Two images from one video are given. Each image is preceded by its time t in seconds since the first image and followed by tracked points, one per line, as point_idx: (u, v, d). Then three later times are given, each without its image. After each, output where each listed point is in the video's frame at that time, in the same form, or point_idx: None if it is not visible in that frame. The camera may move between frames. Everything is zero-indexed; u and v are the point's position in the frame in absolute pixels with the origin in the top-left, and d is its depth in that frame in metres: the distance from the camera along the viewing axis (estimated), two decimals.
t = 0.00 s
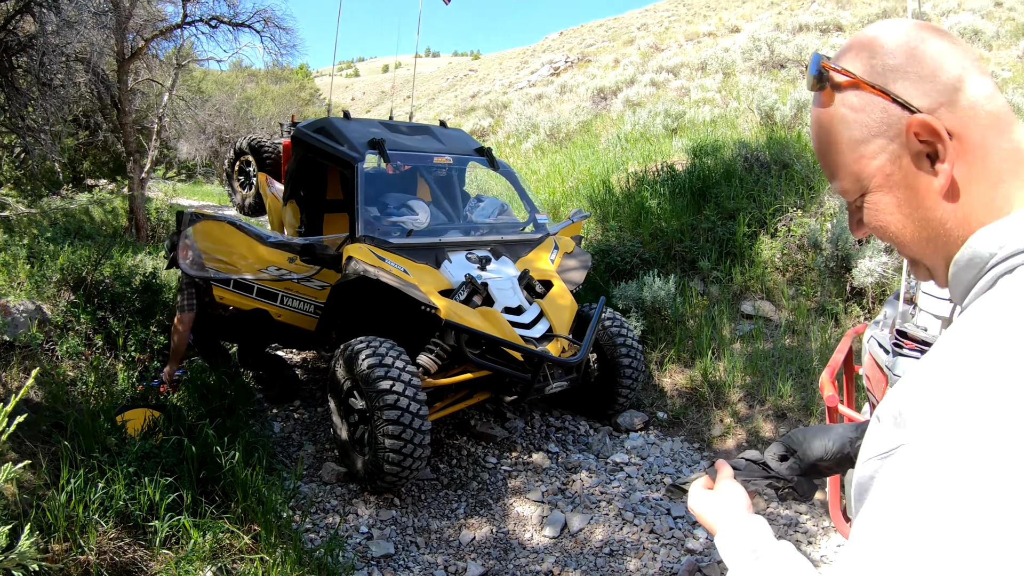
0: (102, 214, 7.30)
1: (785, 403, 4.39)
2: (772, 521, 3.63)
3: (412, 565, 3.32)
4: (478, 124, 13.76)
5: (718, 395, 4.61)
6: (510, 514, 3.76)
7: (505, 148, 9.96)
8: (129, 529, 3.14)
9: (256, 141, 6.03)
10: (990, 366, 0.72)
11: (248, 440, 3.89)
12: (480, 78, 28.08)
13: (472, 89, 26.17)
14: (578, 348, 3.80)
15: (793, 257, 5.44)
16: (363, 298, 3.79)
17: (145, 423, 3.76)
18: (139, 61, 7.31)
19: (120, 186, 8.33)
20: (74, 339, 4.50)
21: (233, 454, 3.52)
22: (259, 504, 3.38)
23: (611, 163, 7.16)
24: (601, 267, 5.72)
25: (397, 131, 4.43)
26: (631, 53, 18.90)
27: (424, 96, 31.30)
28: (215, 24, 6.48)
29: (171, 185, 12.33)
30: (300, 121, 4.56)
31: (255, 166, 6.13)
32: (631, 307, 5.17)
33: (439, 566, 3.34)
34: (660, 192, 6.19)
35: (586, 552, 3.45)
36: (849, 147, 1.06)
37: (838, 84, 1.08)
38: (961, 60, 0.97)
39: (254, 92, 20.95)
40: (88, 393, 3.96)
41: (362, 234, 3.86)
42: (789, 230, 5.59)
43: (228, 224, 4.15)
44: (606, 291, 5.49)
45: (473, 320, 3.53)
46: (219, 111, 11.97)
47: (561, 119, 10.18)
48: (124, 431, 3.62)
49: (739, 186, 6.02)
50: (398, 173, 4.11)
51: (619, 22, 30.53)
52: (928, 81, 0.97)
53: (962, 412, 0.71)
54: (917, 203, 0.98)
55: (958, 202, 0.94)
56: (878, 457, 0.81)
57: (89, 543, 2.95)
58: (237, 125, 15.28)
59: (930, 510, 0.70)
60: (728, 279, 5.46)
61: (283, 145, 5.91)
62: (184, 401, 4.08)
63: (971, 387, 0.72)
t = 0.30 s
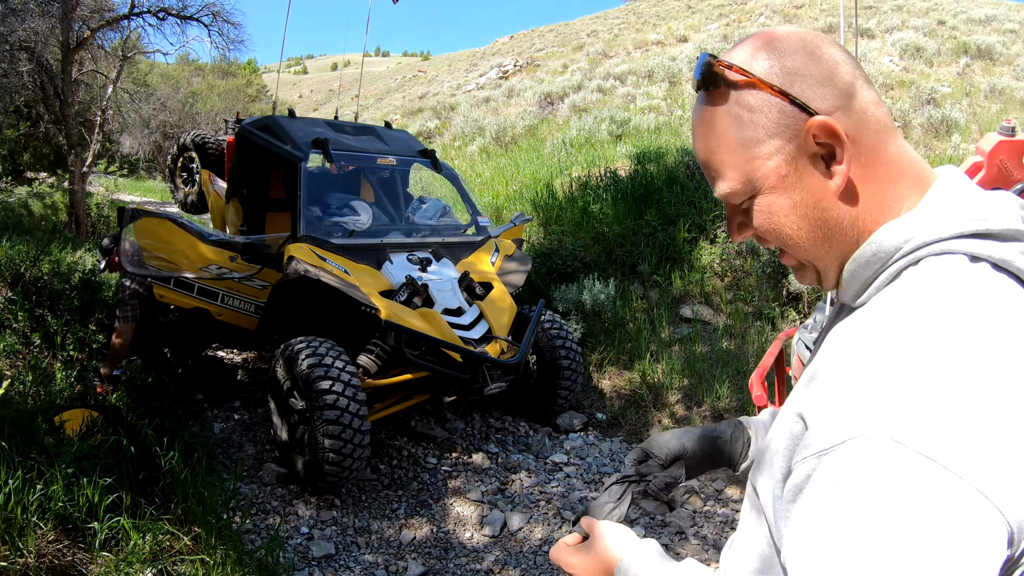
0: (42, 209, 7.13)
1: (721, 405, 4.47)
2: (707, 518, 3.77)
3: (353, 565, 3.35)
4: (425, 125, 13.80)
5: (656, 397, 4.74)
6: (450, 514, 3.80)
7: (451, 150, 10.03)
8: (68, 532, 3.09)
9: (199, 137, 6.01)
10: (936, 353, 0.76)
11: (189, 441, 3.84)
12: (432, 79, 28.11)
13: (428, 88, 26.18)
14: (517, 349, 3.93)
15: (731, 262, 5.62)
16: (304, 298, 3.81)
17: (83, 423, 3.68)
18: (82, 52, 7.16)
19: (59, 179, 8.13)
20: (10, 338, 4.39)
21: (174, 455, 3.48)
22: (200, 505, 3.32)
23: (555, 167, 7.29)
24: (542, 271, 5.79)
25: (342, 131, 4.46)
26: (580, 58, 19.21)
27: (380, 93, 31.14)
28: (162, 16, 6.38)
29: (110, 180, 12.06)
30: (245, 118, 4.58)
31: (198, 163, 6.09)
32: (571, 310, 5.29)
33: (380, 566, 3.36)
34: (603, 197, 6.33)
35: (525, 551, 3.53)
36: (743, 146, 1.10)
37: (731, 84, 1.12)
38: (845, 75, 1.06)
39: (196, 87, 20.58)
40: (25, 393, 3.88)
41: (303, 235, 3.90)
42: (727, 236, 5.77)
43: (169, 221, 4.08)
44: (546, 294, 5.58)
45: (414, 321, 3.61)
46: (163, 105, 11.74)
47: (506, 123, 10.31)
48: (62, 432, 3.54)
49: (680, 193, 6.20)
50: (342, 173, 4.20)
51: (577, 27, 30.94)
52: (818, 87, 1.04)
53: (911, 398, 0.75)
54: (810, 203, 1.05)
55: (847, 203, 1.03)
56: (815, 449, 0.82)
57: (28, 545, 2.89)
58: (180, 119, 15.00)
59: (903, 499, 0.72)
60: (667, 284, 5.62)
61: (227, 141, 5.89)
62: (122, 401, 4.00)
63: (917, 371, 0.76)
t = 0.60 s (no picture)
0: (31, 214, 7.18)
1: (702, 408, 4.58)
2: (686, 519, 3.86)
3: (338, 564, 3.42)
4: (415, 131, 13.93)
5: (638, 401, 4.83)
6: (433, 516, 3.88)
7: (440, 156, 10.14)
8: (59, 530, 3.15)
9: (189, 143, 6.10)
10: (926, 330, 1.01)
11: (178, 443, 3.91)
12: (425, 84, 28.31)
13: (419, 94, 26.32)
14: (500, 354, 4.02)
15: (714, 269, 5.73)
16: (291, 303, 3.88)
17: (75, 424, 3.74)
18: (74, 57, 7.23)
19: (48, 184, 8.18)
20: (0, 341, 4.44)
21: (163, 456, 3.54)
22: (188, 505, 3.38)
23: (542, 174, 7.40)
24: (528, 276, 5.87)
25: (329, 139, 4.54)
26: (570, 66, 19.43)
27: (371, 98, 31.27)
28: (154, 23, 6.45)
29: (100, 185, 12.12)
30: (234, 125, 4.65)
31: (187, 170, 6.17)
32: (555, 316, 5.38)
33: (364, 565, 3.44)
34: (588, 204, 6.44)
35: (507, 551, 3.62)
36: (718, 151, 1.23)
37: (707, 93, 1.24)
38: (804, 95, 1.25)
39: (186, 93, 20.68)
40: (15, 395, 3.93)
41: (290, 240, 3.97)
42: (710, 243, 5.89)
43: (159, 227, 4.21)
44: (530, 300, 5.67)
45: (399, 326, 3.71)
46: (153, 111, 11.81)
47: (494, 131, 10.44)
48: (53, 433, 3.60)
49: (664, 201, 6.31)
50: (329, 180, 4.28)
51: (569, 33, 31.17)
52: (787, 103, 1.21)
53: (911, 361, 0.99)
54: (777, 204, 1.22)
55: (806, 205, 1.23)
56: (826, 407, 1.04)
57: (20, 542, 2.95)
58: (171, 124, 15.08)
59: (918, 437, 0.95)
60: (651, 289, 5.72)
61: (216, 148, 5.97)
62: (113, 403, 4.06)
63: (912, 342, 1.00)
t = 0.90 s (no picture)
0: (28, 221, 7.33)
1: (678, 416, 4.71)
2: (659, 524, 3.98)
3: (320, 562, 3.54)
4: (410, 139, 14.12)
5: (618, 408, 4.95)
6: (414, 517, 4.01)
7: (432, 166, 10.32)
8: (53, 527, 3.27)
9: (182, 154, 6.27)
10: (815, 325, 1.24)
11: (167, 444, 4.03)
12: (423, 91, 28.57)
13: (417, 101, 26.54)
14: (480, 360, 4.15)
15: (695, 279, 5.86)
16: (277, 311, 4.00)
17: (68, 426, 3.86)
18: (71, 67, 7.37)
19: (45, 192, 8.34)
20: None
21: (152, 456, 3.66)
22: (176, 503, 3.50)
23: (531, 185, 7.54)
24: (514, 285, 6.00)
25: (318, 150, 4.71)
26: (564, 75, 19.67)
27: (370, 103, 31.50)
28: (150, 33, 6.59)
29: (97, 191, 12.30)
30: (225, 135, 4.78)
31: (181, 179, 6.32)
32: (539, 324, 5.50)
33: (345, 564, 3.56)
34: (574, 214, 6.59)
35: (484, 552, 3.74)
36: (673, 169, 1.37)
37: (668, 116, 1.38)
38: (743, 136, 1.43)
39: (183, 99, 20.92)
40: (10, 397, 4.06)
41: (278, 250, 4.09)
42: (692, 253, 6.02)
43: (152, 236, 4.31)
44: (516, 308, 5.79)
45: (381, 334, 3.84)
46: (149, 118, 11.99)
47: (486, 141, 10.61)
48: (47, 434, 3.73)
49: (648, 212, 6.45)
50: (317, 191, 4.43)
51: (566, 40, 31.44)
52: (731, 139, 1.38)
53: (805, 347, 1.21)
54: (714, 223, 1.38)
55: (736, 229, 1.40)
56: (737, 378, 1.23)
57: (15, 537, 3.06)
58: (168, 131, 15.27)
59: (806, 404, 1.16)
60: (634, 298, 5.85)
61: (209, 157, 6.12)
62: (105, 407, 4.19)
63: (805, 333, 1.23)
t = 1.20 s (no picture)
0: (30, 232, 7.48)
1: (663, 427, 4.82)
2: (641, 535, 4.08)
3: (310, 568, 3.65)
4: (407, 150, 14.30)
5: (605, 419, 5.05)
6: (403, 525, 4.12)
7: (428, 177, 10.49)
8: (52, 532, 3.38)
9: (181, 167, 6.44)
10: (739, 337, 1.36)
11: (164, 452, 4.14)
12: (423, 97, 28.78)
13: (415, 109, 26.75)
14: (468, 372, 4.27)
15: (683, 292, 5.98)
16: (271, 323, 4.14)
17: (68, 434, 3.98)
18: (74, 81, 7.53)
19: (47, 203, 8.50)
20: None
21: (149, 463, 3.77)
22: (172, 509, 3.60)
23: (525, 197, 7.68)
24: (506, 298, 6.13)
25: (312, 166, 4.90)
26: (562, 86, 19.89)
27: (370, 109, 31.71)
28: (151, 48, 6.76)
29: (97, 201, 12.47)
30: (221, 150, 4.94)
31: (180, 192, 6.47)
32: (530, 336, 5.62)
33: (334, 570, 3.67)
34: (566, 228, 6.72)
35: (470, 560, 3.85)
36: (604, 215, 1.54)
37: (597, 170, 1.56)
38: (670, 181, 1.58)
39: (183, 108, 21.14)
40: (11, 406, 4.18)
41: (271, 264, 4.23)
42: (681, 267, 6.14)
43: (150, 251, 4.56)
44: (507, 321, 5.91)
45: (372, 346, 3.95)
46: (150, 129, 12.18)
47: (482, 154, 10.76)
48: (47, 442, 3.85)
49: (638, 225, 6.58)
50: (309, 207, 4.59)
51: (565, 49, 31.70)
52: (656, 183, 1.54)
53: (727, 355, 1.33)
54: (646, 259, 1.53)
55: (670, 261, 1.54)
56: (669, 387, 1.36)
57: (16, 541, 3.17)
58: (168, 140, 15.45)
59: (731, 403, 1.28)
60: (624, 311, 5.96)
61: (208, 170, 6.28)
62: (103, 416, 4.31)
63: (727, 342, 1.35)
